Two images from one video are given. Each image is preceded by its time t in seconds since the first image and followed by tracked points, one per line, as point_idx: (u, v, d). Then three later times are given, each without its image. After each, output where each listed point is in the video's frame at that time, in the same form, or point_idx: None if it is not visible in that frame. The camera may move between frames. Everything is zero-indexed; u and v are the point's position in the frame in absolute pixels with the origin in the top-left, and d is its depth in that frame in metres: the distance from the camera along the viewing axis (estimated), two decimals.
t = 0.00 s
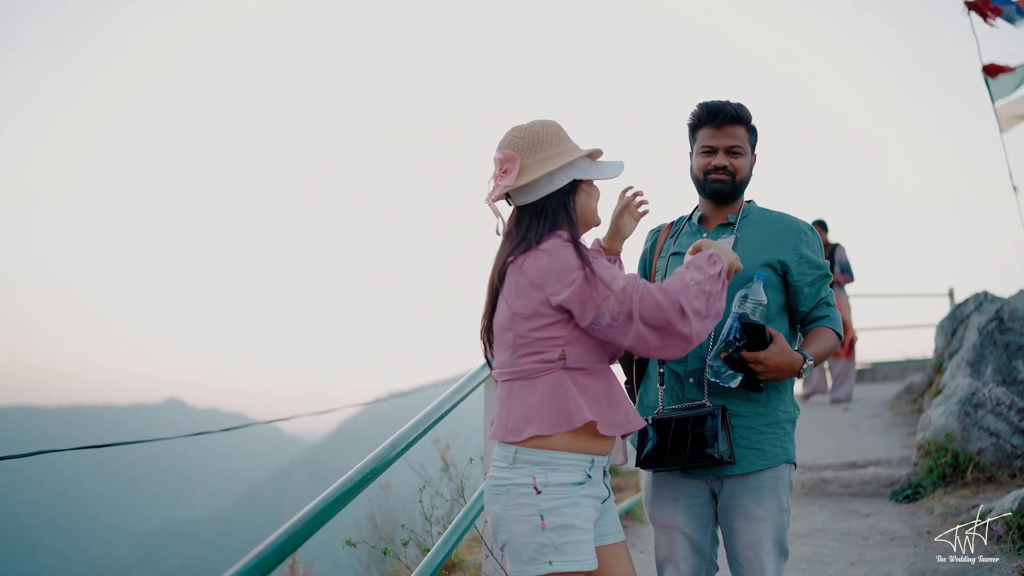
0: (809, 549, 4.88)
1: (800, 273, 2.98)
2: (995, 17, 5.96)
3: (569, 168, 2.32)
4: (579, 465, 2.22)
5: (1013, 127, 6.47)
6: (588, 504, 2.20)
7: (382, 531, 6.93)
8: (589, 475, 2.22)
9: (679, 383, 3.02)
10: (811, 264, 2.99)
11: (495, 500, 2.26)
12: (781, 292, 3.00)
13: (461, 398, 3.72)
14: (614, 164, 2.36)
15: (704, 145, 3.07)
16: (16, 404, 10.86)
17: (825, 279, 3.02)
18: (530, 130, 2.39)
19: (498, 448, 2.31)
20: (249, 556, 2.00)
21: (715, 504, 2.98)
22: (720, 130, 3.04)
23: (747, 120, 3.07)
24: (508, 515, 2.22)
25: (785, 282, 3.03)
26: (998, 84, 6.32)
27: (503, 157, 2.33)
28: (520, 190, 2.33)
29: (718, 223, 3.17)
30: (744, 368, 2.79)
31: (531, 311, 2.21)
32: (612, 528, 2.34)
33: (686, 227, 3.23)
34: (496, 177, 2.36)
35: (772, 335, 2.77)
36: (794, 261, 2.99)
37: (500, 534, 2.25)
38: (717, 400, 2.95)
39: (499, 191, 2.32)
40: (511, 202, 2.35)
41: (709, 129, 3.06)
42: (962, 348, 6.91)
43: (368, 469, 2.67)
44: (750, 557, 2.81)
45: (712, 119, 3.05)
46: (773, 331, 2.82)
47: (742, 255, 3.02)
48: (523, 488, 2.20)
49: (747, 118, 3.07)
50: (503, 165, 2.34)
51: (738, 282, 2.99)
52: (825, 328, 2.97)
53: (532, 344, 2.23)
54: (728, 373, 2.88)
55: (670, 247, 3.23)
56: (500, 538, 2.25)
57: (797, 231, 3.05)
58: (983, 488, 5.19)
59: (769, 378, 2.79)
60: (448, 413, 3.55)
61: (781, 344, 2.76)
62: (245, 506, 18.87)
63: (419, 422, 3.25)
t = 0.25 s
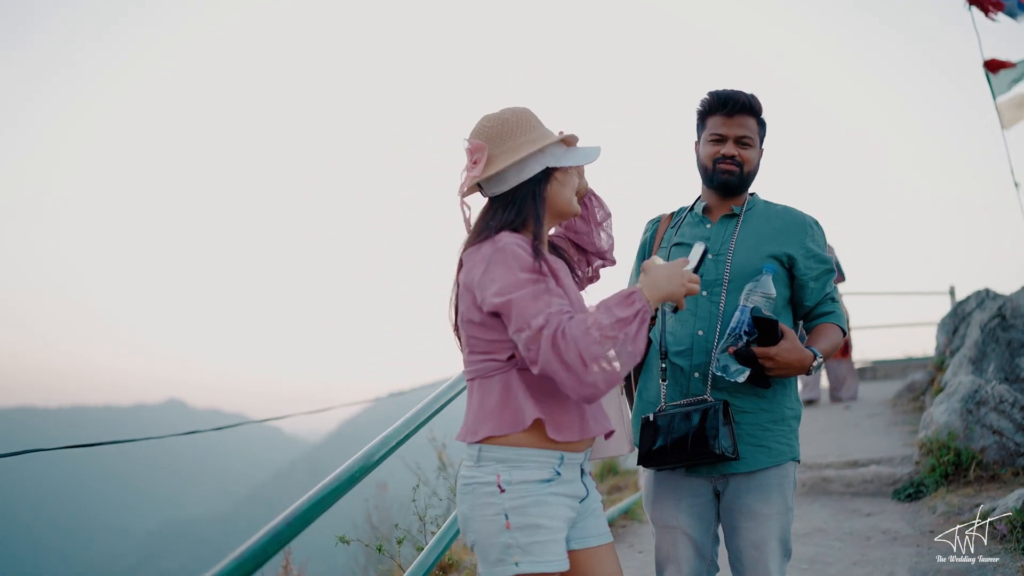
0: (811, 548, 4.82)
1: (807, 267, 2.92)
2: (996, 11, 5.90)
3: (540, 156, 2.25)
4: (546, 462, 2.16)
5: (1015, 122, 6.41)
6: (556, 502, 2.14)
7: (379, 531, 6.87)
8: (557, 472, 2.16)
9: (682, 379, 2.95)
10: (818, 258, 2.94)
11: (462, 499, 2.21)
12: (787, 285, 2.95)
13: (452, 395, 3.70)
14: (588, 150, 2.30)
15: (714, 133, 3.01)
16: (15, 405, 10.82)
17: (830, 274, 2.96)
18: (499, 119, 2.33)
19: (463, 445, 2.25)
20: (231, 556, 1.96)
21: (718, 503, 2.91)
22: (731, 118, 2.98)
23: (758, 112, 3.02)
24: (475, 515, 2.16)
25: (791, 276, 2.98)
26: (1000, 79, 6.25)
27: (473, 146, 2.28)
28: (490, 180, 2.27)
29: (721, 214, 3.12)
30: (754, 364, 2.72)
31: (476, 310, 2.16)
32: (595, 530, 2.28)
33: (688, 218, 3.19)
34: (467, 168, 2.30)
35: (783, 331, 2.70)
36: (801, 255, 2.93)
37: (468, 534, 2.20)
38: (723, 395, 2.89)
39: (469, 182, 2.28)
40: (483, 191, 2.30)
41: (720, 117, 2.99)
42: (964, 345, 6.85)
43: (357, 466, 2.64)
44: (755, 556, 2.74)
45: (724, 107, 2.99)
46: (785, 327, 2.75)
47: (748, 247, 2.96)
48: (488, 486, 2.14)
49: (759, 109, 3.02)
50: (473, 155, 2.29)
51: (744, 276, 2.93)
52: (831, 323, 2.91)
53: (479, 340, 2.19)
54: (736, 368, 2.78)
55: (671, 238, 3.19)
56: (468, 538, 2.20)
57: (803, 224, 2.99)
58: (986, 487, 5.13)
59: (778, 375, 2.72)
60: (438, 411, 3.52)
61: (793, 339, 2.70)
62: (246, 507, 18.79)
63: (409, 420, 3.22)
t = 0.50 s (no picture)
0: (815, 548, 4.75)
1: (818, 263, 2.87)
2: (999, 6, 5.84)
3: (526, 133, 2.13)
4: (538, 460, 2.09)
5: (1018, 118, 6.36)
6: (549, 502, 2.07)
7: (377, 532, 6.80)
8: (550, 471, 2.09)
9: (691, 375, 2.87)
10: (829, 256, 2.89)
11: (453, 500, 2.14)
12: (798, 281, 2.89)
13: (449, 394, 3.65)
14: (558, 93, 2.19)
15: (732, 121, 2.98)
16: (19, 406, 10.74)
17: (840, 272, 2.91)
18: (465, 116, 2.19)
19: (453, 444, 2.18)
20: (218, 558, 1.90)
21: (725, 503, 2.85)
22: (751, 109, 2.96)
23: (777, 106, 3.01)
24: (465, 517, 2.10)
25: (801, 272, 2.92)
26: (1003, 75, 6.20)
27: (462, 159, 2.17)
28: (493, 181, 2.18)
29: (730, 206, 3.05)
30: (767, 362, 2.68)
31: (462, 303, 2.11)
32: (592, 529, 2.20)
33: (697, 208, 3.12)
34: (464, 178, 2.21)
35: (800, 330, 2.67)
36: (812, 250, 2.87)
37: (459, 536, 2.13)
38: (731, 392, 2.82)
39: (473, 193, 2.19)
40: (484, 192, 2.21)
41: (740, 106, 2.97)
42: (968, 343, 6.79)
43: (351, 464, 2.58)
44: (765, 557, 2.68)
45: (746, 95, 2.97)
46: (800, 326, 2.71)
47: (758, 241, 2.90)
48: (477, 487, 2.07)
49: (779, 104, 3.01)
50: (465, 165, 2.18)
51: (756, 271, 2.87)
52: (840, 323, 2.87)
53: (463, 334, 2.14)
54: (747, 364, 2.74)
55: (679, 228, 3.12)
56: (459, 540, 2.13)
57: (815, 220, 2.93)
58: (992, 486, 5.07)
59: (792, 375, 2.68)
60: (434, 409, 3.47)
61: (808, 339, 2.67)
62: (246, 507, 18.69)
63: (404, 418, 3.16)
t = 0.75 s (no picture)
0: (808, 549, 4.68)
1: (818, 260, 2.81)
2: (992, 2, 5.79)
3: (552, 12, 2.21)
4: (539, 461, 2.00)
5: (1010, 115, 6.31)
6: (548, 506, 1.98)
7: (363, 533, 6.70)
8: (551, 474, 2.00)
9: (688, 371, 2.79)
10: (828, 253, 2.84)
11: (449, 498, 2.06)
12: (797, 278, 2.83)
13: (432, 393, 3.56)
14: None
15: (735, 112, 2.91)
16: (13, 405, 10.63)
17: (840, 271, 2.86)
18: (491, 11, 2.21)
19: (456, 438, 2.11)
20: None
21: (719, 506, 2.77)
22: (754, 100, 2.89)
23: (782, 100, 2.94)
24: (460, 516, 2.01)
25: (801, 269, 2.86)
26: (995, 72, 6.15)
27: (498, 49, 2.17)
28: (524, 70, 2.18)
29: (731, 198, 2.97)
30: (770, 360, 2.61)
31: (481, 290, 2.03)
32: (592, 535, 2.11)
33: (695, 200, 3.03)
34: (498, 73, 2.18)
35: (804, 328, 2.62)
36: (813, 247, 2.81)
37: (453, 535, 2.05)
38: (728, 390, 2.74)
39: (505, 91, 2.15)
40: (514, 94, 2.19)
41: (744, 96, 2.90)
42: (960, 342, 6.75)
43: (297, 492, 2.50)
44: (761, 561, 2.60)
45: (750, 85, 2.91)
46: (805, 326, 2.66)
47: (758, 235, 2.83)
48: (474, 486, 1.99)
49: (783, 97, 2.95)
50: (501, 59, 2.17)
51: (757, 266, 2.79)
52: (840, 322, 2.82)
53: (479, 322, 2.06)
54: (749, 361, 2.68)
55: (677, 219, 3.03)
56: (454, 538, 2.05)
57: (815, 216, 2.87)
58: (986, 485, 5.02)
59: (794, 374, 2.62)
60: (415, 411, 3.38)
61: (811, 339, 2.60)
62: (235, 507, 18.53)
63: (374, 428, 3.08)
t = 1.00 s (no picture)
0: (789, 553, 4.65)
1: (808, 262, 2.77)
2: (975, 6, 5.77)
3: None
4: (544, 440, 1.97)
5: (992, 120, 6.31)
6: (549, 485, 1.95)
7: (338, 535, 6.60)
8: (554, 454, 1.97)
9: (675, 373, 2.74)
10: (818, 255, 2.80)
11: (448, 473, 2.01)
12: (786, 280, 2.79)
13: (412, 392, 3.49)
14: None
15: (718, 114, 2.85)
16: None
17: (829, 274, 2.82)
18: None
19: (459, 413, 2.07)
20: None
21: (704, 509, 2.72)
22: (737, 99, 2.84)
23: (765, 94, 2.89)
24: (459, 491, 1.96)
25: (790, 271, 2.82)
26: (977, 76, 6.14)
27: None
28: None
29: (721, 198, 2.92)
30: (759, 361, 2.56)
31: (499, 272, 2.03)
32: (585, 528, 2.08)
33: (684, 200, 2.97)
34: None
35: (793, 329, 2.58)
36: (803, 249, 2.78)
37: (450, 511, 2.00)
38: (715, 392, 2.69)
39: None
40: None
41: (727, 97, 2.85)
42: (941, 345, 6.76)
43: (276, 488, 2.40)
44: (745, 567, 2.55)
45: (732, 84, 2.85)
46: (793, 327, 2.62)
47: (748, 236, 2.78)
48: (477, 460, 1.95)
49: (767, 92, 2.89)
50: None
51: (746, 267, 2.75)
52: (827, 325, 2.78)
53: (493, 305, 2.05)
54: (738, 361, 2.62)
55: (666, 219, 2.96)
56: (451, 515, 2.00)
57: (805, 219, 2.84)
58: (966, 490, 5.01)
59: (783, 375, 2.57)
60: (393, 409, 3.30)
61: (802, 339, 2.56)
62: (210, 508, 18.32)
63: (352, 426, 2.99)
